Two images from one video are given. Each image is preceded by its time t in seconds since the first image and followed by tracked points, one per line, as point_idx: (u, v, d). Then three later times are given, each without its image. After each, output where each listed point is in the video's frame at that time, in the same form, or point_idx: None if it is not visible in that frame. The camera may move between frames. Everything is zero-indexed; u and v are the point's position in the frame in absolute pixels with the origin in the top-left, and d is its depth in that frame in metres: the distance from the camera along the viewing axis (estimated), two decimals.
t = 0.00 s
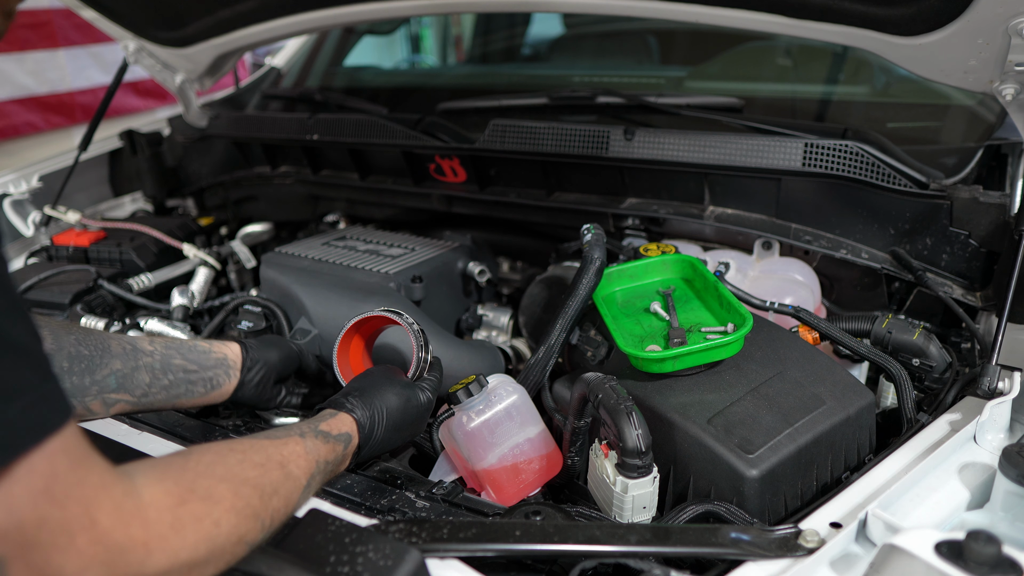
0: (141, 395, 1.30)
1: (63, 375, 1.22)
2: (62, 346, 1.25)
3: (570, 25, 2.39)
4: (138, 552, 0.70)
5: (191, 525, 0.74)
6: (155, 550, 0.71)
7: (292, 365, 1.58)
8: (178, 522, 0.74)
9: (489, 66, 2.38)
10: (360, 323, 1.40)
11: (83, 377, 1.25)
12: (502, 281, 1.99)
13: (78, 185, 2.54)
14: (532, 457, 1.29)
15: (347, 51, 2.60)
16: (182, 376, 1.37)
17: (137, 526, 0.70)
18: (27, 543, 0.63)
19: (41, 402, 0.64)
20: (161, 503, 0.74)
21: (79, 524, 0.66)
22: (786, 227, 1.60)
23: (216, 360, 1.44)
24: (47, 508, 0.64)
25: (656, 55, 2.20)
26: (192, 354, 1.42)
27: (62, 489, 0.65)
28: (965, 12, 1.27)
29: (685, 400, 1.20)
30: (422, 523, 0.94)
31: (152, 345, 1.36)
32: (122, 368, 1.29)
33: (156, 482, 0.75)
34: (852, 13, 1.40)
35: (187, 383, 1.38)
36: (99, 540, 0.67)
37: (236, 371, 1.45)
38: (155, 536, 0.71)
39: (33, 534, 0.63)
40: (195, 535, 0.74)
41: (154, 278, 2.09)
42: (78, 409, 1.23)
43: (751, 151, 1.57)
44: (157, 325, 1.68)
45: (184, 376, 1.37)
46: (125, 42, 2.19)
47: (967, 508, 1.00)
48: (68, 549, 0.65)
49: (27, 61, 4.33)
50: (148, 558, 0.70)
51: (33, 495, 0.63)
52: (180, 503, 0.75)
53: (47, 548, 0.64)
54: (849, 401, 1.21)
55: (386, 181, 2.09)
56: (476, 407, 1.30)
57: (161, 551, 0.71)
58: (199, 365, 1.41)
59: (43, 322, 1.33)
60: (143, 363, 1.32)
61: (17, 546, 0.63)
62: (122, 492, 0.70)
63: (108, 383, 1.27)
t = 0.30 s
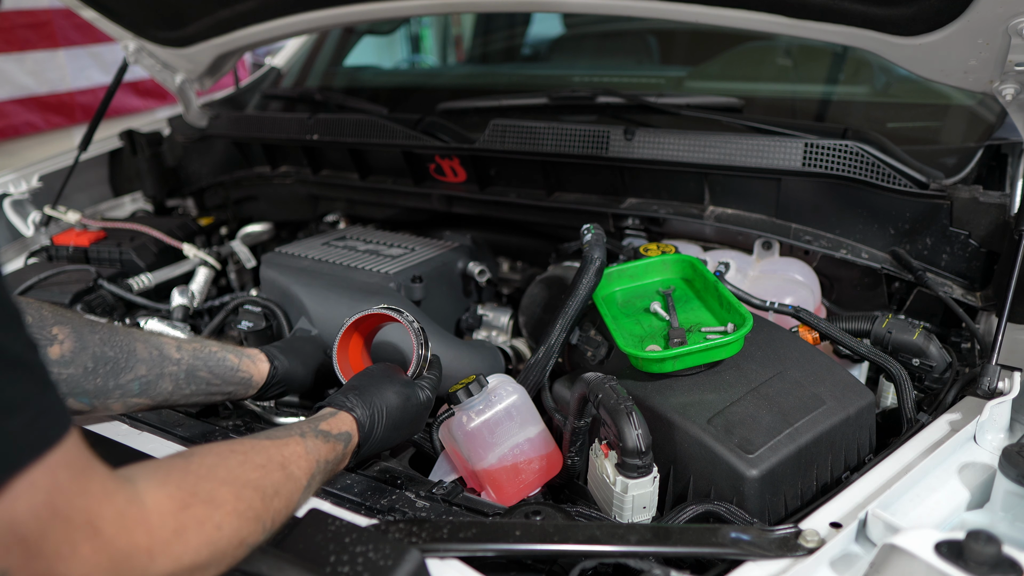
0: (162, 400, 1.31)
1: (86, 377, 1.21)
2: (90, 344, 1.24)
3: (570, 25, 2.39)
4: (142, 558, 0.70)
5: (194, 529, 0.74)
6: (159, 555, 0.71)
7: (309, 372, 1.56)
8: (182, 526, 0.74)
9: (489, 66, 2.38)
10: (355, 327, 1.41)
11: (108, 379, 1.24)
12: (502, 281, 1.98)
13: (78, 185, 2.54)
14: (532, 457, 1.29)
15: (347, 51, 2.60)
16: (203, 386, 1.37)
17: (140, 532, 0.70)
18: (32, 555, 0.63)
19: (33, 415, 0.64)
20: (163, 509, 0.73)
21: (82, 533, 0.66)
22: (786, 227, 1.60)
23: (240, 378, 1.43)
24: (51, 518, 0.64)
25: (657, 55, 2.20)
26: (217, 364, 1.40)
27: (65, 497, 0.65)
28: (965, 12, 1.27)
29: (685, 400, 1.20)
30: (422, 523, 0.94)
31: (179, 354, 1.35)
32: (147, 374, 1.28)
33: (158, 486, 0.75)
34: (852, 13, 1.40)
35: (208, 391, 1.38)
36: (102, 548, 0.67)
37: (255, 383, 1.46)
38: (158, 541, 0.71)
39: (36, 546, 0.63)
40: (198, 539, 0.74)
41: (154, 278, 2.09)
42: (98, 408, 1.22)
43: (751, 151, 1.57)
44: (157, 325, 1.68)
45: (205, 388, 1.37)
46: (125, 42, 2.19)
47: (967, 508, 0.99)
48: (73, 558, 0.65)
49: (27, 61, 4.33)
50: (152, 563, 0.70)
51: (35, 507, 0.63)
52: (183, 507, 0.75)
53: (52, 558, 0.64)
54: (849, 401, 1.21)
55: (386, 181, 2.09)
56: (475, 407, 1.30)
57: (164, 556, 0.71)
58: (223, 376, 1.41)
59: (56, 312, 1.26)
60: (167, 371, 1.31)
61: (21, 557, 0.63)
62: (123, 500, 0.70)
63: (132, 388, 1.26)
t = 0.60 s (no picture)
0: (162, 390, 1.33)
1: (85, 373, 1.25)
2: (86, 340, 1.28)
3: (570, 25, 2.39)
4: (149, 559, 0.70)
5: (202, 532, 0.75)
6: (167, 557, 0.71)
7: (309, 369, 1.56)
8: (190, 529, 0.74)
9: (490, 66, 2.38)
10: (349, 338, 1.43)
11: (107, 373, 1.28)
12: (502, 281, 1.98)
13: (78, 185, 2.54)
14: (532, 457, 1.29)
15: (347, 51, 2.61)
16: (201, 374, 1.39)
17: (150, 535, 0.70)
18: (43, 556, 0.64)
19: (41, 413, 0.63)
20: (173, 511, 0.74)
21: (92, 535, 0.66)
22: (786, 227, 1.60)
23: (234, 360, 1.43)
24: (64, 521, 0.64)
25: (656, 55, 2.19)
26: (213, 350, 1.42)
27: (76, 502, 0.65)
28: (965, 12, 1.27)
29: (686, 400, 1.20)
30: (422, 523, 0.94)
31: (174, 342, 1.38)
32: (145, 364, 1.32)
33: (167, 488, 0.75)
34: (852, 12, 1.40)
35: (207, 377, 1.40)
36: (112, 548, 0.67)
37: (250, 371, 1.46)
38: (167, 543, 0.71)
39: (47, 549, 0.64)
40: (205, 542, 0.75)
41: (154, 278, 2.09)
42: (101, 403, 1.26)
43: (751, 151, 1.57)
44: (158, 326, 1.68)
45: (204, 375, 1.38)
46: (125, 42, 2.19)
47: (967, 509, 0.99)
48: (83, 561, 0.66)
49: (27, 60, 4.33)
50: (159, 565, 0.71)
51: (47, 511, 0.63)
52: (192, 510, 0.75)
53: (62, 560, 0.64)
54: (849, 401, 1.21)
55: (386, 181, 2.09)
56: (475, 407, 1.30)
57: (172, 558, 0.72)
58: (219, 362, 1.42)
59: (50, 313, 1.30)
60: (164, 360, 1.34)
61: (32, 558, 0.63)
62: (133, 503, 0.70)
63: (131, 379, 1.29)
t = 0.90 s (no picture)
0: (173, 381, 1.34)
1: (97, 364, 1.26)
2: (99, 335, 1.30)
3: (570, 25, 2.38)
4: (169, 471, 0.75)
5: (216, 455, 0.81)
6: (185, 471, 0.77)
7: (317, 366, 1.55)
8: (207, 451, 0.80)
9: (490, 66, 2.38)
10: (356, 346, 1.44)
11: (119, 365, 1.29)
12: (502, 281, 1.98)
13: (78, 185, 2.54)
14: (532, 457, 1.29)
15: (347, 51, 2.61)
16: (211, 365, 1.40)
17: (176, 447, 0.75)
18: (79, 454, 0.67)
19: (75, 368, 0.66)
20: (193, 433, 0.79)
21: (124, 438, 0.70)
22: (785, 227, 1.60)
23: (243, 350, 1.44)
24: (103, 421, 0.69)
25: (656, 55, 2.19)
26: (222, 342, 1.44)
27: (116, 405, 0.70)
28: (965, 12, 1.27)
29: (686, 400, 1.20)
30: (422, 523, 0.94)
31: (184, 335, 1.40)
32: (156, 356, 1.33)
33: (187, 412, 0.80)
34: (852, 12, 1.40)
35: (217, 370, 1.40)
36: (140, 454, 0.72)
37: (260, 363, 1.45)
38: (187, 460, 0.77)
39: (85, 447, 0.67)
40: (218, 465, 0.81)
41: (154, 278, 2.09)
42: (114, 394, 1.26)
43: (751, 151, 1.57)
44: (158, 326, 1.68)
45: (214, 365, 1.40)
46: (125, 42, 2.19)
47: (967, 509, 0.99)
48: (114, 461, 0.70)
49: (27, 61, 4.33)
50: (180, 475, 0.76)
51: (88, 411, 0.67)
52: (209, 435, 0.81)
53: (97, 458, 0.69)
54: (849, 401, 1.20)
55: (386, 181, 2.09)
56: (475, 407, 1.30)
57: (188, 474, 0.77)
58: (228, 355, 1.43)
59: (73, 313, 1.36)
60: (175, 351, 1.36)
61: (71, 457, 0.67)
62: (161, 418, 0.76)
63: (143, 370, 1.30)
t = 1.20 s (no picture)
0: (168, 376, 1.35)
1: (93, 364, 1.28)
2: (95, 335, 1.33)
3: (570, 25, 2.38)
4: (193, 442, 0.87)
5: (233, 434, 0.93)
6: (206, 444, 0.89)
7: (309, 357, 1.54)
8: (225, 429, 0.92)
9: (490, 66, 2.38)
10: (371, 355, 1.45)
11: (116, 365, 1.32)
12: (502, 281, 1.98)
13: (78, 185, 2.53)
14: (532, 456, 1.29)
15: (347, 51, 2.61)
16: (204, 355, 1.40)
17: (201, 421, 0.88)
18: (124, 420, 0.78)
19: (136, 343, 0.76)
20: (217, 413, 0.92)
21: (160, 409, 0.82)
22: (786, 227, 1.60)
23: (235, 339, 1.44)
24: (146, 396, 0.80)
25: (656, 55, 2.19)
26: (215, 333, 1.44)
27: (160, 381, 0.82)
28: (965, 12, 1.27)
29: (686, 400, 1.20)
30: (421, 523, 0.94)
31: (177, 329, 1.41)
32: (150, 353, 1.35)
33: (215, 394, 0.93)
34: (851, 13, 1.41)
35: (212, 361, 1.41)
36: (172, 424, 0.84)
37: (254, 351, 1.45)
38: (210, 434, 0.89)
39: (130, 415, 0.79)
40: (234, 442, 0.94)
41: (154, 278, 2.09)
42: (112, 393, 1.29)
43: (751, 151, 1.57)
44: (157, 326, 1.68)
45: (207, 355, 1.40)
46: (125, 42, 2.19)
47: (967, 509, 0.99)
48: (150, 429, 0.81)
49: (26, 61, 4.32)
50: (201, 446, 0.88)
51: (138, 385, 0.78)
52: (230, 417, 0.93)
53: (136, 427, 0.80)
54: (849, 401, 1.20)
55: (386, 181, 2.09)
56: (475, 407, 1.30)
57: (207, 447, 0.89)
58: (223, 344, 1.43)
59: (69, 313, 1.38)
60: (168, 347, 1.37)
61: (120, 421, 0.78)
62: (191, 395, 0.88)
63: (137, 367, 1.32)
